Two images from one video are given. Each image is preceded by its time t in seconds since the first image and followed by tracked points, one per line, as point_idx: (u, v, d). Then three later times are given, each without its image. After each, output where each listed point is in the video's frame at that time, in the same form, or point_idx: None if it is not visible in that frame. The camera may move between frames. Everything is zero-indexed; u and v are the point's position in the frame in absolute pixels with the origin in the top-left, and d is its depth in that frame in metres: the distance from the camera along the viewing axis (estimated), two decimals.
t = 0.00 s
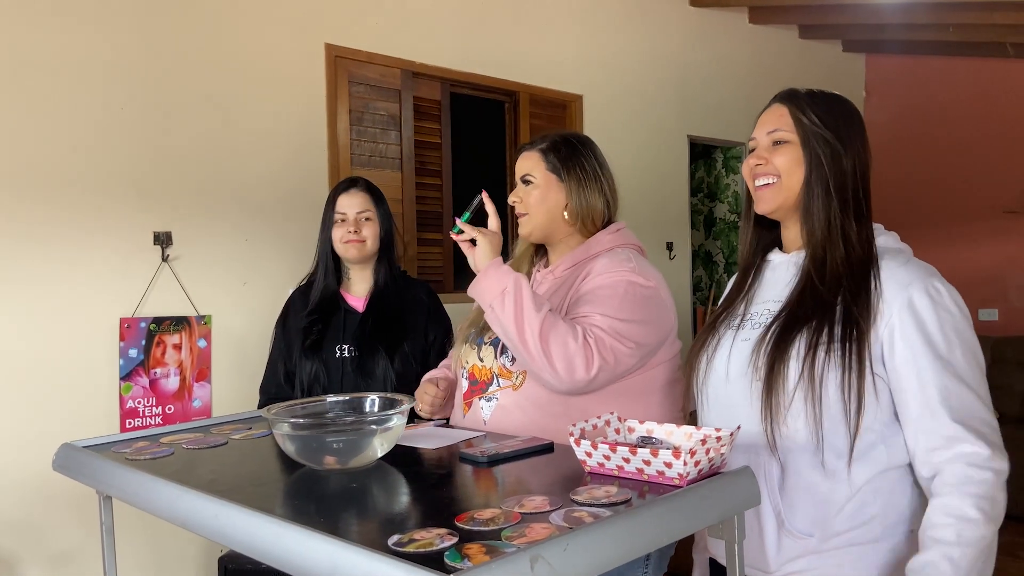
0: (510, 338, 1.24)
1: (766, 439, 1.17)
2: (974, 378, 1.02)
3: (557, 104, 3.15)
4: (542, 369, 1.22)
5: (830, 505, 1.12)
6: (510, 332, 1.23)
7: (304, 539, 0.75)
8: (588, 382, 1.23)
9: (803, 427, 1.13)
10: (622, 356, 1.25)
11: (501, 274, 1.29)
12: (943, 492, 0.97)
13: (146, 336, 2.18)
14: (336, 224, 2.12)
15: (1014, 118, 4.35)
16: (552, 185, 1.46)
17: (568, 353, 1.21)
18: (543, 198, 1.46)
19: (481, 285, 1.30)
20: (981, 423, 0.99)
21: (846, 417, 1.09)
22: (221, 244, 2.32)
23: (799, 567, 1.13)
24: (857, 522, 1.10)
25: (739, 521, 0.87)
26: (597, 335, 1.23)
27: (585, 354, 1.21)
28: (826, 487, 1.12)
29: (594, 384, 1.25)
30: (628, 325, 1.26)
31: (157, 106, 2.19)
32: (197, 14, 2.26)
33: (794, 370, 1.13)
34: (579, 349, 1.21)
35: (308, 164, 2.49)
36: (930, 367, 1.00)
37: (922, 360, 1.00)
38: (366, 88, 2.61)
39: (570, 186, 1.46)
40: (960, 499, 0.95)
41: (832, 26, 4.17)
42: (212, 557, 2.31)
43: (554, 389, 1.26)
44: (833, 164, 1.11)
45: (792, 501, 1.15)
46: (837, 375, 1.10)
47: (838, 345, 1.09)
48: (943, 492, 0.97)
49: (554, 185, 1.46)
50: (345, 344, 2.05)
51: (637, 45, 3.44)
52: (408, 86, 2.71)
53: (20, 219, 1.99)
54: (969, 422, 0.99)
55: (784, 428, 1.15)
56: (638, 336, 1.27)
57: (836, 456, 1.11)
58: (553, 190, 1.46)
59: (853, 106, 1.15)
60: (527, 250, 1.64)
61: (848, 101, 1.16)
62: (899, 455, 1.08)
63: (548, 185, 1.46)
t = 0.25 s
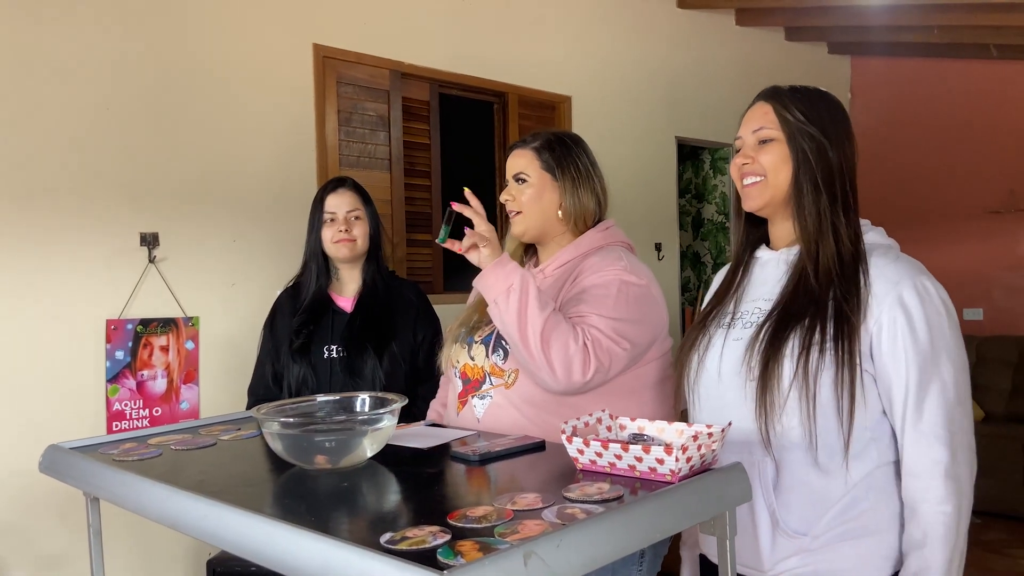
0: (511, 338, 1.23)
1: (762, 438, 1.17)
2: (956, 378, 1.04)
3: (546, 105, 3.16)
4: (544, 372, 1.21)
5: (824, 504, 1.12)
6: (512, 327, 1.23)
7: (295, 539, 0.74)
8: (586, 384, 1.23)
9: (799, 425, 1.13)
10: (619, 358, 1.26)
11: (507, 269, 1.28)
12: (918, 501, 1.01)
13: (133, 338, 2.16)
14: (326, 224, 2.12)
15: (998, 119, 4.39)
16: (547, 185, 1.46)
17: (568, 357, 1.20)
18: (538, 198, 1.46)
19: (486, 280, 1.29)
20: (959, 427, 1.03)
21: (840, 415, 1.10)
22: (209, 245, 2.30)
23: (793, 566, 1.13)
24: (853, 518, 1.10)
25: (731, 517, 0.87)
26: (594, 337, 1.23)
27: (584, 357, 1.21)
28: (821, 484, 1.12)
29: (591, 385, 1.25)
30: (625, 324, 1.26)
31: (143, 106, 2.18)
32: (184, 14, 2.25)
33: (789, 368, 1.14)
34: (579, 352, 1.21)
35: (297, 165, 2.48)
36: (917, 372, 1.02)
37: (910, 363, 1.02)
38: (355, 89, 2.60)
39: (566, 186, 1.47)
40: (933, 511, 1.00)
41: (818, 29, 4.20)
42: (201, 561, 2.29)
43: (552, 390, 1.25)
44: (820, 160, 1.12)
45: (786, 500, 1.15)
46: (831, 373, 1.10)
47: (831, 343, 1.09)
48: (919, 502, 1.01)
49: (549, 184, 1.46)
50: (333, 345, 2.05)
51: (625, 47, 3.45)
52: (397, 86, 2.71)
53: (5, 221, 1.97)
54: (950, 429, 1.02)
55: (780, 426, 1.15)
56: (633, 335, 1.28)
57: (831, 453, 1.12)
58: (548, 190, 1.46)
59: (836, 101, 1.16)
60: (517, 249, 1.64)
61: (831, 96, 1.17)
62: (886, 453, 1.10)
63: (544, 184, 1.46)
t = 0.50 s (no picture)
0: (499, 329, 1.23)
1: (750, 435, 1.18)
2: (936, 371, 1.06)
3: (534, 109, 3.17)
4: (535, 360, 1.20)
5: (811, 499, 1.13)
6: (501, 321, 1.22)
7: (284, 538, 0.74)
8: (579, 370, 1.22)
9: (785, 420, 1.15)
10: (610, 344, 1.25)
11: (490, 266, 1.28)
12: (897, 494, 1.02)
13: (119, 342, 2.14)
14: (308, 225, 2.11)
15: (979, 123, 4.44)
16: (545, 183, 1.47)
17: (563, 345, 1.20)
18: (536, 196, 1.46)
19: (469, 278, 1.29)
20: (941, 419, 1.04)
21: (826, 410, 1.11)
22: (195, 249, 2.29)
23: (782, 561, 1.14)
24: (838, 512, 1.12)
25: (716, 513, 0.88)
26: (585, 324, 1.23)
27: (575, 341, 1.21)
28: (806, 480, 1.14)
29: (584, 373, 1.24)
30: (614, 314, 1.26)
31: (129, 109, 2.17)
32: (170, 16, 2.24)
33: (774, 364, 1.15)
34: (570, 336, 1.20)
35: (284, 168, 2.47)
36: (901, 365, 1.03)
37: (893, 356, 1.03)
38: (342, 92, 2.61)
39: (562, 186, 1.48)
40: (918, 502, 1.00)
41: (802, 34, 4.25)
42: (187, 566, 2.27)
43: (543, 379, 1.24)
44: (797, 162, 1.13)
45: (774, 495, 1.16)
46: (816, 369, 1.12)
47: (815, 339, 1.11)
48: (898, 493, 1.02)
49: (547, 183, 1.47)
50: (321, 347, 2.04)
51: (612, 51, 3.47)
52: (384, 90, 2.71)
53: None
54: (933, 421, 1.03)
55: (766, 423, 1.16)
56: (624, 326, 1.28)
57: (817, 447, 1.13)
58: (546, 189, 1.47)
59: (810, 102, 1.17)
60: (505, 248, 1.65)
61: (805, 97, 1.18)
62: (868, 447, 1.12)
63: (542, 182, 1.47)
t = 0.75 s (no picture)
0: (486, 331, 1.22)
1: (733, 441, 1.19)
2: (914, 377, 1.07)
3: (522, 115, 3.17)
4: (524, 360, 1.20)
5: (793, 505, 1.14)
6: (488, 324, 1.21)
7: (267, 549, 0.74)
8: (568, 369, 1.22)
9: (767, 427, 1.15)
10: (599, 344, 1.25)
11: (473, 270, 1.28)
12: (872, 500, 1.02)
13: (103, 350, 2.13)
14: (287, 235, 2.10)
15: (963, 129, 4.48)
16: (536, 189, 1.47)
17: (549, 345, 1.20)
18: (526, 201, 1.46)
19: (456, 283, 1.28)
20: (918, 425, 1.05)
21: (807, 416, 1.12)
22: (181, 256, 2.28)
23: (765, 567, 1.14)
24: (821, 519, 1.12)
25: (701, 520, 0.88)
26: (573, 325, 1.23)
27: (563, 340, 1.21)
28: (789, 486, 1.14)
29: (572, 373, 1.24)
30: (601, 317, 1.26)
31: (113, 115, 2.15)
32: (155, 23, 2.23)
33: (756, 371, 1.15)
34: (558, 335, 1.20)
35: (271, 174, 2.47)
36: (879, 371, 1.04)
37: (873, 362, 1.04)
38: (330, 98, 2.60)
39: (553, 193, 1.49)
40: (894, 508, 1.01)
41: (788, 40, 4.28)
42: None
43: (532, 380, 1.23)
44: (776, 171, 1.14)
45: (757, 501, 1.16)
46: (797, 375, 1.12)
47: (796, 345, 1.11)
48: (873, 500, 1.02)
49: (538, 189, 1.48)
50: (305, 354, 2.03)
51: (599, 57, 3.49)
52: (372, 96, 2.71)
53: None
54: (911, 427, 1.04)
55: (749, 429, 1.17)
56: (612, 328, 1.28)
57: (798, 453, 1.13)
58: (537, 195, 1.47)
59: (789, 110, 1.18)
60: (493, 254, 1.65)
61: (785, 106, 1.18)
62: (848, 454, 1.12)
63: (533, 188, 1.47)
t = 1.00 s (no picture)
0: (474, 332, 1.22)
1: (729, 445, 1.19)
2: (911, 380, 1.07)
3: (516, 119, 3.18)
4: (512, 359, 1.20)
5: (789, 508, 1.14)
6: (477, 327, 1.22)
7: (261, 554, 0.74)
8: (557, 371, 1.21)
9: (762, 431, 1.15)
10: (591, 349, 1.25)
11: (465, 269, 1.28)
12: (877, 505, 1.03)
13: (97, 355, 2.12)
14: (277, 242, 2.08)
15: (956, 133, 4.50)
16: (531, 198, 1.47)
17: (539, 348, 1.20)
18: (522, 211, 1.46)
19: (445, 284, 1.28)
20: (915, 427, 1.05)
21: (803, 420, 1.12)
22: (176, 261, 2.28)
23: (761, 570, 1.14)
24: (819, 523, 1.12)
25: (695, 524, 0.88)
26: (565, 327, 1.23)
27: (552, 341, 1.21)
28: (785, 490, 1.14)
29: (563, 375, 1.24)
30: (596, 322, 1.26)
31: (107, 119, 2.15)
32: (150, 29, 2.24)
33: (750, 375, 1.16)
34: (547, 336, 1.20)
35: (265, 179, 2.47)
36: (877, 375, 1.04)
37: (870, 365, 1.04)
38: (324, 103, 2.60)
39: (549, 201, 1.48)
40: (897, 513, 1.01)
41: (783, 44, 4.30)
42: None
43: (522, 381, 1.23)
44: (769, 176, 1.15)
45: (752, 503, 1.17)
46: (791, 378, 1.13)
47: (790, 348, 1.12)
48: (877, 505, 1.03)
49: (533, 198, 1.47)
50: (299, 359, 2.03)
51: (594, 61, 3.50)
52: (366, 100, 2.71)
53: None
54: (909, 430, 1.04)
55: (743, 433, 1.17)
56: (605, 335, 1.28)
57: (794, 457, 1.14)
58: (533, 204, 1.47)
59: (782, 114, 1.19)
60: (496, 261, 1.65)
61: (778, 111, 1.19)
62: (845, 456, 1.12)
63: (528, 197, 1.47)
